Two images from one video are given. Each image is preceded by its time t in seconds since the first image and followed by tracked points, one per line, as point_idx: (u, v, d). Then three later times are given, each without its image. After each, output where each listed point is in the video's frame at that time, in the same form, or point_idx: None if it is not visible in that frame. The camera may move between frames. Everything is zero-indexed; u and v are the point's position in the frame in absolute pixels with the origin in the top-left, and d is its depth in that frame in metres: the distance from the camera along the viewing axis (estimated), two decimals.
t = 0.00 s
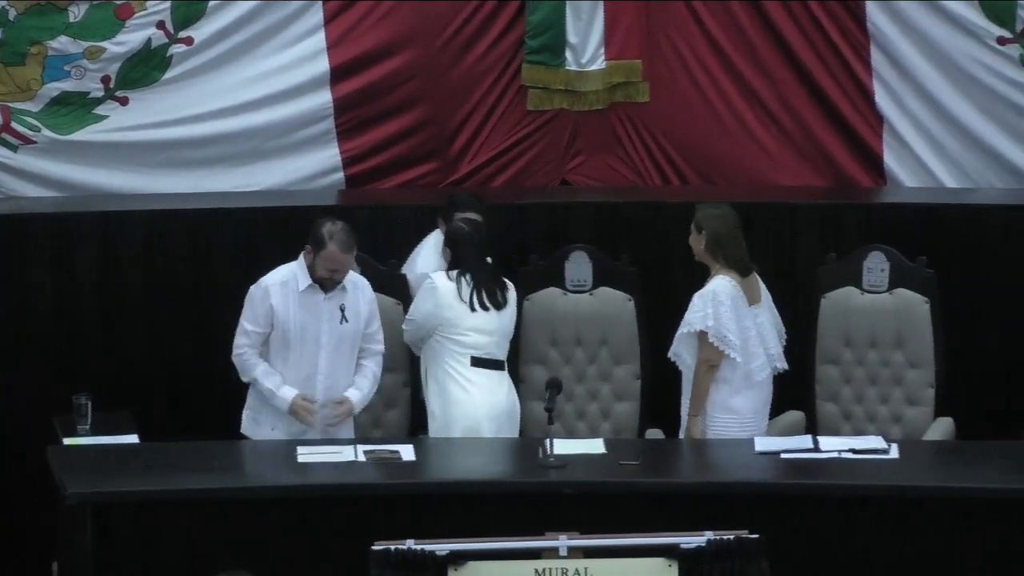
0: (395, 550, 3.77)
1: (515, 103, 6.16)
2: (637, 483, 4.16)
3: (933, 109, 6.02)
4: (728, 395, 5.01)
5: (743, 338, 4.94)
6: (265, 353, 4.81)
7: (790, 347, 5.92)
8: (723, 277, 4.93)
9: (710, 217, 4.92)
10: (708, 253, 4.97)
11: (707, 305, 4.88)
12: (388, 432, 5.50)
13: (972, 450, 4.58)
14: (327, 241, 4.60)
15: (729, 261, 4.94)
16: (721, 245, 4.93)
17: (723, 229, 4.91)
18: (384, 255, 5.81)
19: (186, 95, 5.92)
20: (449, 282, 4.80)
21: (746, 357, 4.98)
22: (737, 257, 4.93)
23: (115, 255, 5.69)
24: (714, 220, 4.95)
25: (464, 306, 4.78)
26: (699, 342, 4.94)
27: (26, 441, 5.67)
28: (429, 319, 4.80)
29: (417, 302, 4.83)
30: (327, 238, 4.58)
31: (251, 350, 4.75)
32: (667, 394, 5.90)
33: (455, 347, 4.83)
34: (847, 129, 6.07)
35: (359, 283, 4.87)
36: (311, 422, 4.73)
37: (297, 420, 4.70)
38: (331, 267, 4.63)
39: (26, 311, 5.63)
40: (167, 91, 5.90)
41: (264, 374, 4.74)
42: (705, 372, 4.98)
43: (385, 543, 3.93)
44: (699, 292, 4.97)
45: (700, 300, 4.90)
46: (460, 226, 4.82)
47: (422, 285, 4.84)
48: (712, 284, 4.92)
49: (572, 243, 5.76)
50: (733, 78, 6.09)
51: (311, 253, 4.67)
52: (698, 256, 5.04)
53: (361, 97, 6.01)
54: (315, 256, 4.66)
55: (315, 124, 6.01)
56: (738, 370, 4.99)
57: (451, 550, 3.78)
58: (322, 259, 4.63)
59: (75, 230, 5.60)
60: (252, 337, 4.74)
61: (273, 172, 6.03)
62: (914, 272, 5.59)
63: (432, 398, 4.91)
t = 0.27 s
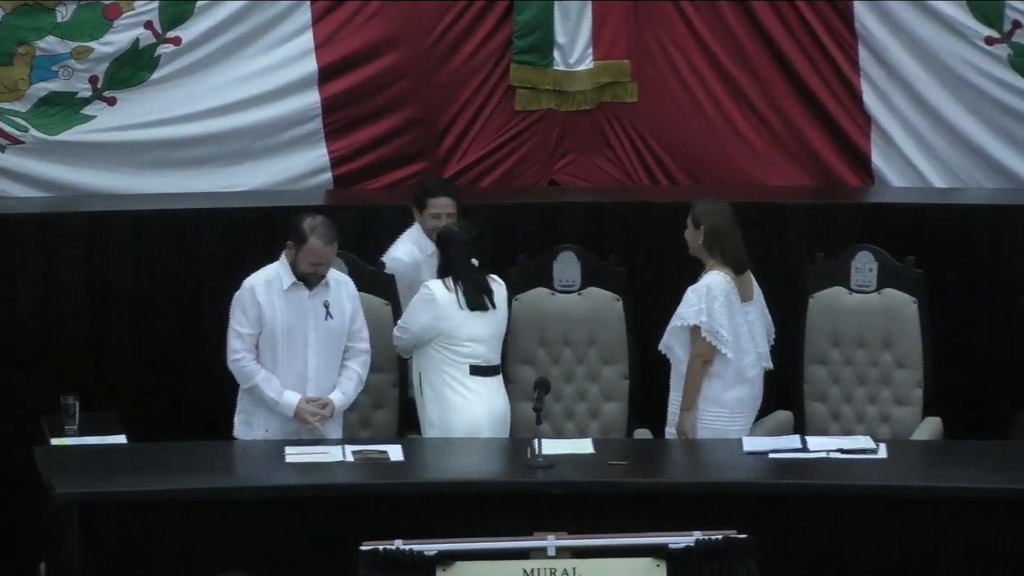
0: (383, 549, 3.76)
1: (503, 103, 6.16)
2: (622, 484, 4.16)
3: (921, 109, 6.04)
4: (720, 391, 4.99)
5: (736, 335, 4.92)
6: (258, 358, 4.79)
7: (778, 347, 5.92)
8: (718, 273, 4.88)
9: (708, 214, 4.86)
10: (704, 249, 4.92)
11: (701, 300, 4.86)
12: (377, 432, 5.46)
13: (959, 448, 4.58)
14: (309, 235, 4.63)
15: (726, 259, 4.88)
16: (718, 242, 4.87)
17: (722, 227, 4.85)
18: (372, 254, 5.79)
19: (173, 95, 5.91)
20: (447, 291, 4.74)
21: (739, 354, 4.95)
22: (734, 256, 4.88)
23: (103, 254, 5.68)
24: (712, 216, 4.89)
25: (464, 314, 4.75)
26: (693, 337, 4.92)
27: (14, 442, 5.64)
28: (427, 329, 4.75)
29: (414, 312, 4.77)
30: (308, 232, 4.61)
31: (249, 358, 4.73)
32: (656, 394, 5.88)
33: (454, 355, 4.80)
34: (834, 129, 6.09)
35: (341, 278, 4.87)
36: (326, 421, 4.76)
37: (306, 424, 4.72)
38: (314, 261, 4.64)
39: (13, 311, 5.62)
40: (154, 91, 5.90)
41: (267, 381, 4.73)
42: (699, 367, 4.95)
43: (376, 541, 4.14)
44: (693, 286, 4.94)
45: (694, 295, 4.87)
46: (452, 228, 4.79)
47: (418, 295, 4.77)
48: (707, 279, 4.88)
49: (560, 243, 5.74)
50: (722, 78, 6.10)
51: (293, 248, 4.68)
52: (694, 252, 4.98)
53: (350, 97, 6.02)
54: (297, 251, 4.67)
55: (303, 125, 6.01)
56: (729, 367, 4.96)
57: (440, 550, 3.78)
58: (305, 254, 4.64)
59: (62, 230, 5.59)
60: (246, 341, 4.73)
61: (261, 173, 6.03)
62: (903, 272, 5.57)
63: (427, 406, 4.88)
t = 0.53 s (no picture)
0: (371, 550, 3.76)
1: (490, 104, 6.18)
2: (609, 484, 4.15)
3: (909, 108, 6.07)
4: (711, 386, 4.97)
5: (728, 331, 4.91)
6: (243, 361, 4.78)
7: (767, 347, 5.91)
8: (710, 268, 4.88)
9: (702, 211, 4.87)
10: (699, 246, 4.91)
11: (694, 295, 4.85)
12: (365, 433, 5.45)
13: (946, 448, 4.57)
14: (289, 233, 4.62)
15: (719, 255, 4.89)
16: (712, 238, 4.88)
17: (716, 224, 4.86)
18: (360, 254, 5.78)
19: (161, 95, 5.91)
20: (449, 301, 4.69)
21: (732, 349, 4.94)
22: (727, 252, 4.89)
23: (90, 254, 5.67)
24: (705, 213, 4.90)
25: (467, 322, 4.72)
26: (686, 331, 4.91)
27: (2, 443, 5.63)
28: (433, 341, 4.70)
29: (417, 325, 4.71)
30: (288, 230, 4.61)
31: (237, 364, 4.74)
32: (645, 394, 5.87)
33: (457, 363, 4.78)
34: (823, 130, 6.11)
35: (319, 276, 4.86)
36: (315, 424, 4.81)
37: (295, 429, 4.75)
38: (296, 259, 4.64)
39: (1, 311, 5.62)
40: (142, 91, 5.90)
41: (256, 389, 4.74)
42: (691, 362, 4.93)
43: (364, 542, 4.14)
44: (685, 280, 4.93)
45: (688, 289, 4.86)
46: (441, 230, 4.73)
47: (419, 304, 4.71)
48: (700, 274, 4.87)
49: (549, 243, 5.74)
50: (710, 77, 6.12)
51: (273, 248, 4.68)
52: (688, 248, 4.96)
53: (338, 97, 6.03)
54: (278, 251, 4.66)
55: (291, 125, 6.02)
56: (722, 363, 4.94)
57: (428, 550, 3.78)
58: (285, 253, 4.63)
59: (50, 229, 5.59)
60: (232, 347, 4.73)
61: (249, 173, 6.04)
62: (891, 272, 5.55)
63: (428, 416, 4.85)
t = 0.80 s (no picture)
0: (359, 550, 3.75)
1: (478, 104, 6.20)
2: (595, 484, 4.15)
3: (896, 108, 6.11)
4: (688, 384, 4.98)
5: (706, 330, 4.91)
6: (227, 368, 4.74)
7: (756, 348, 5.90)
8: (692, 267, 4.89)
9: (691, 212, 4.86)
10: (684, 245, 4.91)
11: (674, 293, 4.85)
12: (353, 433, 5.43)
13: (936, 448, 4.55)
14: (271, 233, 4.63)
15: (705, 257, 4.87)
16: (701, 239, 4.86)
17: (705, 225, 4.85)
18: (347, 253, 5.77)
19: (149, 95, 5.93)
20: (451, 304, 4.65)
21: (707, 349, 4.93)
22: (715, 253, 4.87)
23: (78, 254, 5.66)
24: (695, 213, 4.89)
25: (469, 324, 4.70)
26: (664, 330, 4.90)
27: None
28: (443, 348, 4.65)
29: (426, 334, 4.65)
30: (269, 230, 4.61)
31: (223, 372, 4.69)
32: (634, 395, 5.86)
33: (461, 368, 4.74)
34: (811, 130, 6.14)
35: (294, 276, 4.89)
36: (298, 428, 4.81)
37: (280, 436, 4.75)
38: (281, 257, 4.66)
39: None
40: (130, 91, 5.91)
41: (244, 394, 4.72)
42: (669, 359, 4.93)
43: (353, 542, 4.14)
44: (666, 279, 4.93)
45: (666, 287, 4.86)
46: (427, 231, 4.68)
47: (422, 312, 4.65)
48: (680, 273, 4.88)
49: (536, 242, 5.76)
50: (698, 76, 6.15)
51: (256, 251, 4.68)
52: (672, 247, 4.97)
53: (327, 97, 6.06)
54: (261, 253, 4.67)
55: (279, 125, 6.04)
56: (700, 363, 4.94)
57: (417, 550, 3.78)
58: (270, 251, 4.64)
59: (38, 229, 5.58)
60: (219, 352, 4.69)
61: (236, 173, 6.05)
62: (880, 272, 5.50)
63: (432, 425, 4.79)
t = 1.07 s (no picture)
0: (348, 549, 3.75)
1: (466, 105, 6.24)
2: (583, 484, 4.14)
3: (883, 108, 6.13)
4: (669, 384, 4.98)
5: (688, 329, 4.91)
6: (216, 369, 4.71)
7: (746, 348, 5.89)
8: (672, 266, 4.90)
9: (672, 211, 4.87)
10: (665, 243, 4.91)
11: (655, 292, 4.86)
12: (342, 433, 5.42)
13: (924, 448, 4.54)
14: (258, 228, 4.65)
15: (686, 255, 4.88)
16: (680, 238, 4.87)
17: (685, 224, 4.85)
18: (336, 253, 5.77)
19: (137, 96, 5.95)
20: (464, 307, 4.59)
21: (688, 347, 4.94)
22: (694, 252, 4.88)
23: (66, 254, 5.66)
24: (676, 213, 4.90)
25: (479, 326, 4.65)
26: (642, 328, 4.91)
27: None
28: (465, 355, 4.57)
29: (451, 343, 4.55)
30: (257, 224, 4.64)
31: (213, 374, 4.67)
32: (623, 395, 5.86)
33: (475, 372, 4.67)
34: (798, 130, 6.16)
35: (278, 276, 4.90)
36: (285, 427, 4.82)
37: (269, 436, 4.75)
38: (273, 250, 4.67)
39: None
40: (118, 91, 5.93)
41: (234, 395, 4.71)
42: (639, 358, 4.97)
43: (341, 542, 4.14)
44: (648, 278, 4.94)
45: (648, 286, 4.87)
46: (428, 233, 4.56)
47: (439, 322, 4.55)
48: (661, 272, 4.89)
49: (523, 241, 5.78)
50: (685, 76, 6.19)
51: (247, 251, 4.67)
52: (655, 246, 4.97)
53: (315, 97, 6.08)
54: (252, 252, 4.66)
55: (267, 125, 6.07)
56: (682, 361, 4.95)
57: (406, 550, 3.78)
58: (262, 247, 4.65)
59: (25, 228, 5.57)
60: (209, 353, 4.67)
61: (225, 173, 6.06)
62: (867, 271, 5.48)
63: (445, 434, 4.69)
